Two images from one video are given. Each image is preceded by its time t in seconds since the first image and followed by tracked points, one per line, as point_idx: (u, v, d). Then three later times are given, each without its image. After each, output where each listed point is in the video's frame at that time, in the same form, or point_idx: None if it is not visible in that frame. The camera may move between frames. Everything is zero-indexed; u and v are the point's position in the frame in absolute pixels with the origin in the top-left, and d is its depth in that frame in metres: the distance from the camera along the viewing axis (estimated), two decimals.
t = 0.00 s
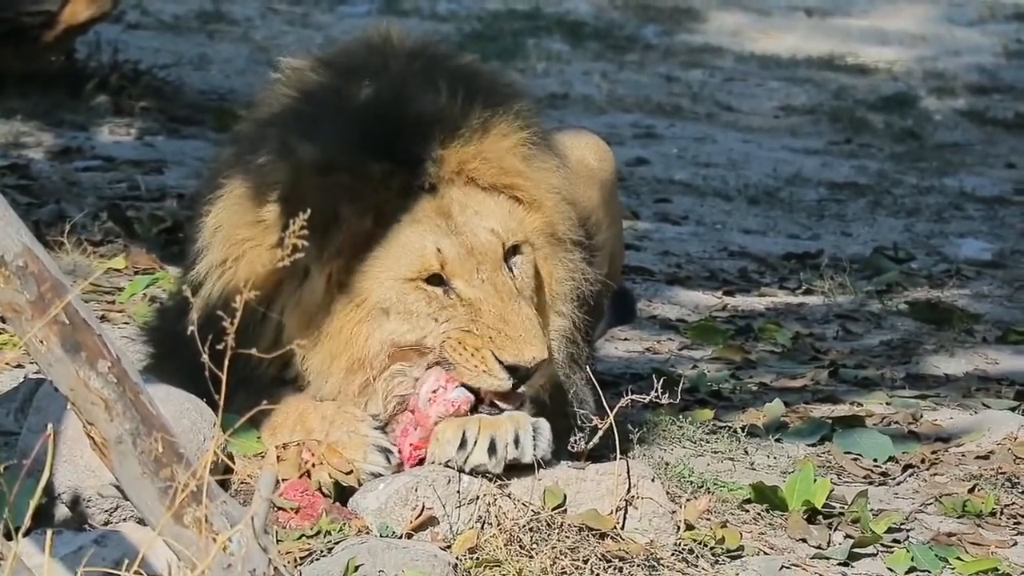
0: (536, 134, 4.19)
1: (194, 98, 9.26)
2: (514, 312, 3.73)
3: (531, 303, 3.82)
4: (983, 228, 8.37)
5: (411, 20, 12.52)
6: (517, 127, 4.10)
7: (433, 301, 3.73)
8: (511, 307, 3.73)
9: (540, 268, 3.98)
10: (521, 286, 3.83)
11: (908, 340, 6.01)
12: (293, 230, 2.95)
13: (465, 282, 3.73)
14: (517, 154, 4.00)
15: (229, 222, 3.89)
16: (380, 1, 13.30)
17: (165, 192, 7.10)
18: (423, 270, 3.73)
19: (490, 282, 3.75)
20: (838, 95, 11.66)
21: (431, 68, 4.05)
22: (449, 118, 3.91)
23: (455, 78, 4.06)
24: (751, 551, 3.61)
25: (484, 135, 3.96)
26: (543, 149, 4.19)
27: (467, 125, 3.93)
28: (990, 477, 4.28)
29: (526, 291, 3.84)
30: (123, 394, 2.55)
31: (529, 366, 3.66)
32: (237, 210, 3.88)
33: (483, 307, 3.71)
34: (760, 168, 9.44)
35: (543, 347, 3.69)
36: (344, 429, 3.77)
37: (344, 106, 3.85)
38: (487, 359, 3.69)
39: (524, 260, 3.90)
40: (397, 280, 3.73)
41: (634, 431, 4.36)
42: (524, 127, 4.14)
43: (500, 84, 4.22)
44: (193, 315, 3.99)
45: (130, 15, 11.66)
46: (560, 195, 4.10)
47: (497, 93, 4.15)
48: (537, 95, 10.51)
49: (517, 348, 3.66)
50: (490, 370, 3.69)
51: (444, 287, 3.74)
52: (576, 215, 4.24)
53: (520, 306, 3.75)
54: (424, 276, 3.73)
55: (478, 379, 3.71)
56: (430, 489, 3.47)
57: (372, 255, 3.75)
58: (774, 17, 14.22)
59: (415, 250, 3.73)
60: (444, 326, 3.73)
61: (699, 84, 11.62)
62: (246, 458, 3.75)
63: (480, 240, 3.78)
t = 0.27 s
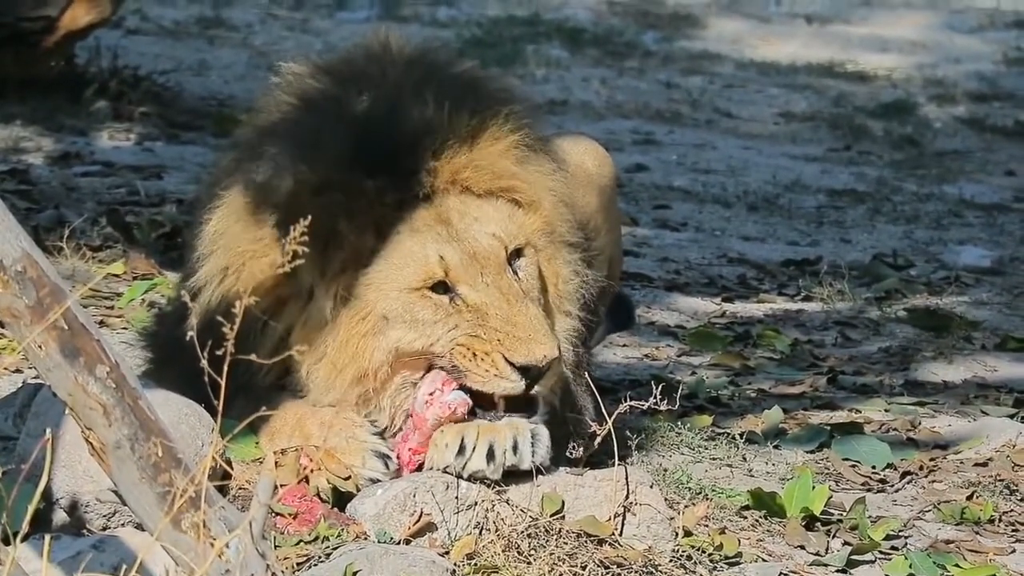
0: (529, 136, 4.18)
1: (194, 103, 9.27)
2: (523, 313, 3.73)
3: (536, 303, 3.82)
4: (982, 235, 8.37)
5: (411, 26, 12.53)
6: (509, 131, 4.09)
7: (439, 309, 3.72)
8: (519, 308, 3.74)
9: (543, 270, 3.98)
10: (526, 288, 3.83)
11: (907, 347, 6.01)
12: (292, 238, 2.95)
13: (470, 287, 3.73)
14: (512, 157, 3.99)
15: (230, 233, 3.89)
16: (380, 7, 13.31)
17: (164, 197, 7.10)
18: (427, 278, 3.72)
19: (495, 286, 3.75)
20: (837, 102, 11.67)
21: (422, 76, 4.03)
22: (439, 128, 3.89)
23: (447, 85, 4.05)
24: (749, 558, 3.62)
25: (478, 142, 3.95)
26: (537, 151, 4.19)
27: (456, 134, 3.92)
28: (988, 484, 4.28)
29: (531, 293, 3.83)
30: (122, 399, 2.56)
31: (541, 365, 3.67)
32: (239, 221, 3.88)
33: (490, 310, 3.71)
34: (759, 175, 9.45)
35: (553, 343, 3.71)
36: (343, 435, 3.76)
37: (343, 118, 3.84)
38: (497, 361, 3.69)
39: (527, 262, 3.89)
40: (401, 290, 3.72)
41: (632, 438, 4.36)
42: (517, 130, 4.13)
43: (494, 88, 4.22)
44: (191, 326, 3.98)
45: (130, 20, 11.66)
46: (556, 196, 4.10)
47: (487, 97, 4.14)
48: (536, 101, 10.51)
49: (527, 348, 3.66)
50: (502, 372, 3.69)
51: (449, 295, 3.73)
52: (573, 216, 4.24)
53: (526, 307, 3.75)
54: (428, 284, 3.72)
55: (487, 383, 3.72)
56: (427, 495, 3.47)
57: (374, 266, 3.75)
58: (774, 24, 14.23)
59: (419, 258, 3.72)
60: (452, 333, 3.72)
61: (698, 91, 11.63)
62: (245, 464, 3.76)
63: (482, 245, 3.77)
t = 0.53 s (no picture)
0: (538, 147, 4.21)
1: (190, 108, 9.27)
2: (518, 318, 3.73)
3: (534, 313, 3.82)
4: (979, 239, 8.38)
5: (407, 31, 12.54)
6: (520, 140, 4.12)
7: (438, 308, 3.74)
8: (516, 313, 3.74)
9: (542, 279, 3.99)
10: (525, 296, 3.84)
11: (903, 351, 6.02)
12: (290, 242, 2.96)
13: (469, 289, 3.74)
14: (520, 167, 4.02)
15: (229, 231, 3.87)
16: (377, 11, 13.32)
17: (161, 202, 7.10)
18: (429, 277, 3.74)
19: (495, 291, 3.76)
20: (834, 106, 11.68)
21: (434, 80, 4.07)
22: (451, 124, 3.95)
23: (460, 92, 4.09)
24: (745, 562, 3.61)
25: (488, 146, 3.98)
26: (545, 162, 4.21)
27: (472, 135, 3.97)
28: (985, 489, 4.28)
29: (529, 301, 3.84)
30: (118, 404, 2.55)
31: (531, 369, 3.66)
32: (236, 217, 3.87)
33: (488, 312, 3.72)
34: (756, 179, 9.45)
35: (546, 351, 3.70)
36: (340, 439, 3.77)
37: (348, 112, 3.85)
38: (489, 359, 3.69)
39: (527, 271, 3.90)
40: (402, 285, 3.75)
41: (629, 442, 4.36)
42: (526, 141, 4.16)
43: (504, 97, 4.25)
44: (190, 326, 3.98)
45: (126, 25, 11.67)
46: (562, 210, 4.12)
47: (501, 107, 4.18)
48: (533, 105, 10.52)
49: (518, 350, 3.67)
50: (490, 369, 3.70)
51: (448, 295, 3.75)
52: (576, 228, 4.26)
53: (524, 314, 3.76)
54: (429, 283, 3.74)
55: (473, 376, 3.71)
56: (424, 499, 3.47)
57: (378, 259, 3.78)
58: (770, 29, 14.25)
59: (421, 255, 3.75)
60: (449, 332, 3.73)
61: (694, 95, 11.64)
62: (241, 468, 3.74)
63: (485, 250, 3.79)
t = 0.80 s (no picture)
0: (535, 148, 4.20)
1: (186, 111, 9.27)
2: (513, 322, 3.72)
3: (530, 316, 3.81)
4: (975, 243, 8.39)
5: (403, 33, 12.55)
6: (516, 141, 4.11)
7: (433, 309, 3.73)
8: (511, 317, 3.72)
9: (537, 280, 3.97)
10: (520, 299, 3.82)
11: (899, 355, 6.02)
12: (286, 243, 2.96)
13: (465, 291, 3.73)
14: (518, 168, 4.00)
15: (224, 232, 3.87)
16: (374, 14, 13.33)
17: (157, 204, 7.10)
18: (425, 277, 3.72)
19: (491, 293, 3.74)
20: (830, 110, 11.69)
21: (430, 81, 4.05)
22: (450, 127, 3.93)
23: (456, 93, 4.08)
24: (741, 565, 3.61)
25: (486, 147, 3.96)
26: (542, 163, 4.20)
27: (469, 136, 3.95)
28: (980, 492, 4.29)
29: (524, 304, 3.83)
30: (113, 406, 2.56)
31: (527, 378, 3.65)
32: (232, 218, 3.85)
33: (483, 316, 3.71)
34: (752, 183, 9.46)
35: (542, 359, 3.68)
36: (335, 442, 3.75)
37: (346, 114, 3.84)
38: (485, 370, 3.69)
39: (523, 273, 3.88)
40: (398, 285, 3.74)
41: (625, 445, 4.37)
42: (523, 142, 4.15)
43: (501, 101, 4.24)
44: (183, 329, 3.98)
45: (122, 28, 11.67)
46: (558, 210, 4.11)
47: (498, 108, 4.16)
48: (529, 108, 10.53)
49: (515, 360, 3.65)
50: (487, 382, 3.69)
51: (443, 296, 3.74)
52: (571, 229, 4.24)
53: (519, 317, 3.74)
54: (424, 283, 3.73)
55: (471, 388, 3.72)
56: (419, 502, 3.46)
57: (375, 258, 3.76)
58: (767, 32, 14.27)
59: (418, 256, 3.73)
60: (443, 334, 3.73)
61: (691, 98, 11.65)
62: (236, 470, 3.75)
63: (482, 252, 3.77)
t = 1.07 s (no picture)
0: (534, 155, 4.22)
1: (183, 112, 9.27)
2: (525, 323, 3.75)
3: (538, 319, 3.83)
4: (971, 244, 8.39)
5: (400, 35, 12.55)
6: (517, 147, 4.13)
7: (445, 312, 3.71)
8: (522, 319, 3.76)
9: (541, 284, 3.99)
10: (528, 302, 3.84)
11: (896, 356, 6.02)
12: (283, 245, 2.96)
13: (477, 293, 3.74)
14: (521, 172, 4.02)
15: (226, 237, 3.85)
16: (370, 16, 13.33)
17: (154, 206, 7.09)
18: (436, 281, 3.72)
19: (501, 296, 3.76)
20: (826, 111, 11.69)
21: (427, 86, 4.05)
22: (451, 134, 3.93)
23: (455, 97, 4.08)
24: (738, 567, 3.60)
25: (488, 152, 3.98)
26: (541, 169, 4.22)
27: (470, 141, 3.96)
28: (977, 494, 4.29)
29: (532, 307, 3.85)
30: (110, 408, 2.56)
31: (542, 377, 3.67)
32: (234, 223, 3.84)
33: (496, 318, 3.72)
34: (749, 184, 9.46)
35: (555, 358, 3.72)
36: (333, 444, 3.75)
37: (350, 117, 3.85)
38: (500, 369, 3.70)
39: (529, 278, 3.90)
40: (408, 289, 3.72)
41: (622, 447, 4.37)
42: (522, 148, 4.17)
43: (498, 103, 4.24)
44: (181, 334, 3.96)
45: (118, 29, 11.66)
46: (558, 214, 4.13)
47: (495, 113, 4.17)
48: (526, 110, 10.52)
49: (530, 359, 3.67)
50: (501, 380, 3.71)
51: (455, 299, 3.73)
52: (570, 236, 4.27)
53: (529, 320, 3.77)
54: (436, 286, 3.72)
55: (485, 388, 3.73)
56: (417, 504, 3.47)
57: (384, 262, 3.75)
58: (763, 34, 14.29)
59: (429, 260, 3.72)
60: (456, 338, 3.72)
61: (687, 100, 11.65)
62: (234, 472, 3.74)
63: (491, 254, 3.79)
